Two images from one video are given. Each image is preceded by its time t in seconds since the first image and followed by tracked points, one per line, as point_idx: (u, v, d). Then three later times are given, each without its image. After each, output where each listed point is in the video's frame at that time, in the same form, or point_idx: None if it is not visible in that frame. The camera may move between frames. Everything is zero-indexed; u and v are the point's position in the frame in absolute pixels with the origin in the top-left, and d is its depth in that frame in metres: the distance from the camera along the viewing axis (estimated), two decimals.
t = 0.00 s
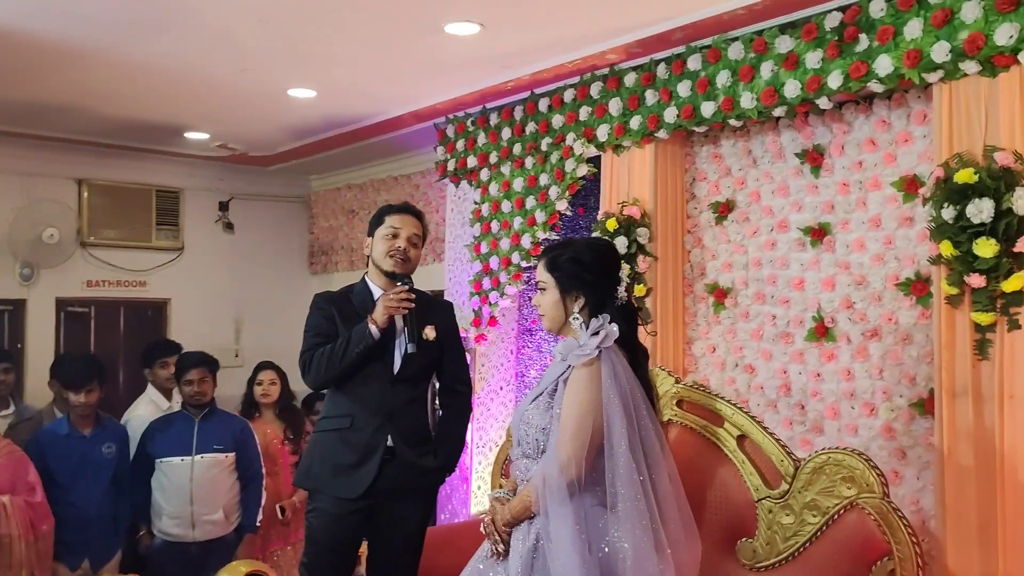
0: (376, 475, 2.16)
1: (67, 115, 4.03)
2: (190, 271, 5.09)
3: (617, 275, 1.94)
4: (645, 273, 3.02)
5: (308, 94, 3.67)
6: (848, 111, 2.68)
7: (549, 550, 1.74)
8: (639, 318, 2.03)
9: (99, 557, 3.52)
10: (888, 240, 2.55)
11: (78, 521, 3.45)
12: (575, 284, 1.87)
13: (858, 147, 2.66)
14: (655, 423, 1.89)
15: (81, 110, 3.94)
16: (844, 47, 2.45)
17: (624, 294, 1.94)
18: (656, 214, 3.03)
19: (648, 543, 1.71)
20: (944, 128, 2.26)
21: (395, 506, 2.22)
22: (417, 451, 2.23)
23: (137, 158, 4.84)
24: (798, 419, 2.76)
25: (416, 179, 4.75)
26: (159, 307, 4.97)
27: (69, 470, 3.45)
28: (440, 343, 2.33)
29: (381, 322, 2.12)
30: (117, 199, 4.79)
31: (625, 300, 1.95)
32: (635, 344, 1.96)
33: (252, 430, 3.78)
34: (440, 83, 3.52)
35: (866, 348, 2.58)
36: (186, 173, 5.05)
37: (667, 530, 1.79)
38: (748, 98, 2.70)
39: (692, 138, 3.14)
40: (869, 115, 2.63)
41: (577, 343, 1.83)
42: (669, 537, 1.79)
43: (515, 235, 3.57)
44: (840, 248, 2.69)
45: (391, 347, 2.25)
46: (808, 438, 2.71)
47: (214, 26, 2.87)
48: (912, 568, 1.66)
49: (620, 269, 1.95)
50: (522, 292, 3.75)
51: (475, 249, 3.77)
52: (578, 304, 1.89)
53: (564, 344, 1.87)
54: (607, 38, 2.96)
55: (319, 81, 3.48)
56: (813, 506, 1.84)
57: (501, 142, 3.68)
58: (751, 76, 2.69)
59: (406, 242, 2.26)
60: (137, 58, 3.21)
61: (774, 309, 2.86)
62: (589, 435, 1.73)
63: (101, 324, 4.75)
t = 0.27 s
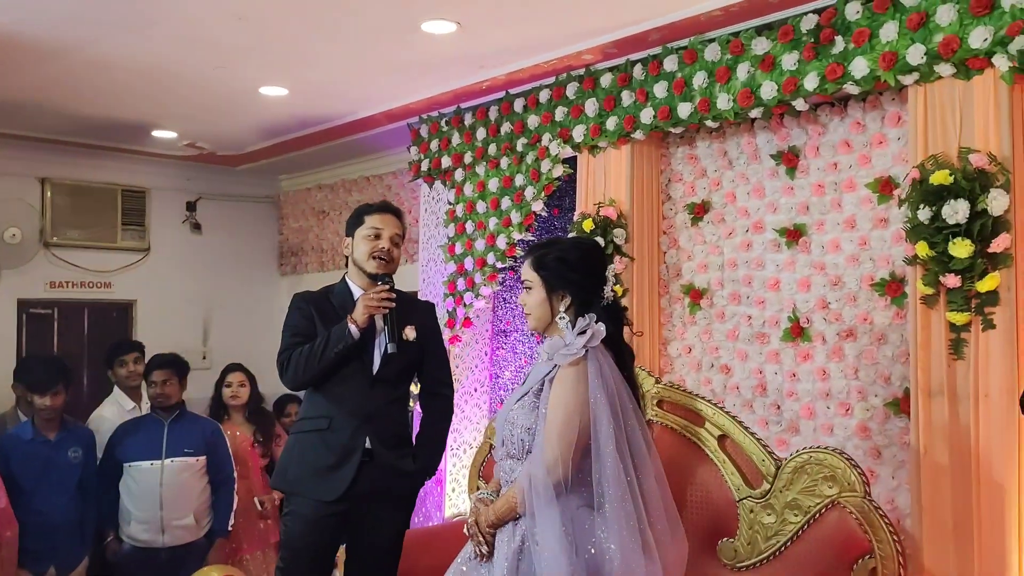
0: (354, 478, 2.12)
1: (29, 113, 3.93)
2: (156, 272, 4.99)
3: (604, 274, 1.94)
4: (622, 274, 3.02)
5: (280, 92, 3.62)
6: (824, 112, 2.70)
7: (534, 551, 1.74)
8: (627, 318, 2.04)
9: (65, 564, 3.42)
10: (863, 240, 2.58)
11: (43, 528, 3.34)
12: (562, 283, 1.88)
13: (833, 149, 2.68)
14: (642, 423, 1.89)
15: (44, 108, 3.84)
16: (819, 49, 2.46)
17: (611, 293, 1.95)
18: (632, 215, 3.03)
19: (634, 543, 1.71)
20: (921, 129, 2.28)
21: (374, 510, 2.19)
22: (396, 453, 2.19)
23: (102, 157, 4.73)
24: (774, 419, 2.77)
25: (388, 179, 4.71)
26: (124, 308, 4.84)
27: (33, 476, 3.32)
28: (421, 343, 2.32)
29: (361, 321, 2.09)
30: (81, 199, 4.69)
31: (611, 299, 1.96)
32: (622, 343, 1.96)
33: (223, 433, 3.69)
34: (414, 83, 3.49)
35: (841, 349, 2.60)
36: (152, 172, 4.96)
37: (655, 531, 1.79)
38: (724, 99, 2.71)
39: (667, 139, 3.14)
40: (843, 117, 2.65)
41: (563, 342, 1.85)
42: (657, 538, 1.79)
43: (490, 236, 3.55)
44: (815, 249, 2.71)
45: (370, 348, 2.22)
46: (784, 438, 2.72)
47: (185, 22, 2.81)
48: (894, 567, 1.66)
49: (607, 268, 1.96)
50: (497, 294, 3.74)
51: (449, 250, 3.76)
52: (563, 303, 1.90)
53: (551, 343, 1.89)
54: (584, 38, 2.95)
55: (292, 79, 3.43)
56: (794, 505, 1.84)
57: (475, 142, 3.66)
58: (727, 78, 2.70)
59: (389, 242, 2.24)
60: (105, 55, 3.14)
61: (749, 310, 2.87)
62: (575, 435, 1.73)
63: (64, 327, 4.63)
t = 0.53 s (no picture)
0: (344, 474, 2.10)
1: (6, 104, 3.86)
2: (136, 268, 4.92)
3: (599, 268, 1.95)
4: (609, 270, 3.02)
5: (264, 85, 3.58)
6: (812, 109, 2.71)
7: (529, 545, 1.75)
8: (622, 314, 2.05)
9: (45, 562, 3.35)
10: (851, 236, 2.59)
11: (21, 528, 3.25)
12: (556, 277, 1.89)
13: (820, 145, 2.69)
14: (637, 418, 1.90)
15: (21, 99, 3.77)
16: (808, 45, 2.48)
17: (606, 287, 1.96)
18: (619, 210, 3.03)
19: (629, 537, 1.72)
20: (908, 127, 2.30)
21: (364, 506, 2.17)
22: (387, 449, 2.17)
23: (80, 149, 4.66)
24: (761, 414, 2.78)
25: (372, 174, 4.68)
26: (103, 303, 4.79)
27: (12, 474, 3.22)
28: (412, 339, 2.30)
29: (355, 318, 2.06)
30: (59, 192, 4.62)
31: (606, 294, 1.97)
32: (616, 338, 1.97)
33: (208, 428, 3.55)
34: (400, 77, 3.47)
35: (829, 344, 2.61)
36: (131, 166, 4.89)
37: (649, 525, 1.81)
38: (712, 95, 2.71)
39: (655, 135, 3.14)
40: (831, 114, 2.66)
41: (558, 335, 1.87)
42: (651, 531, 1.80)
43: (477, 231, 3.53)
44: (802, 244, 2.71)
45: (362, 345, 2.19)
46: (770, 433, 2.73)
47: (169, 13, 2.77)
48: (885, 560, 1.67)
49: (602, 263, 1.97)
50: (482, 290, 3.74)
51: (434, 245, 3.74)
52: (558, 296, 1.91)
53: (545, 337, 1.90)
54: (572, 33, 2.94)
55: (277, 72, 3.40)
56: (786, 499, 1.85)
57: (461, 136, 3.64)
58: (716, 73, 2.70)
59: (382, 236, 2.20)
60: (86, 46, 3.09)
61: (736, 306, 2.87)
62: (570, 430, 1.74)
63: (42, 322, 4.57)
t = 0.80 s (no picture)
0: (342, 466, 2.09)
1: None
2: (128, 256, 4.88)
3: (602, 264, 1.95)
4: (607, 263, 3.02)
5: (261, 74, 3.55)
6: (812, 105, 2.71)
7: (530, 539, 1.74)
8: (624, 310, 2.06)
9: (37, 553, 3.28)
10: (850, 233, 2.59)
11: (13, 517, 3.22)
12: (559, 271, 1.90)
13: (821, 141, 2.69)
14: (638, 413, 1.90)
15: (14, 85, 3.73)
16: (811, 41, 2.47)
17: (609, 283, 1.96)
18: (618, 204, 3.02)
19: (630, 533, 1.72)
20: (909, 126, 2.30)
21: (361, 498, 2.16)
22: (385, 441, 2.17)
23: (72, 137, 4.62)
24: (758, 409, 2.78)
25: (367, 164, 4.66)
26: (94, 292, 4.79)
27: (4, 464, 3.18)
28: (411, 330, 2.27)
29: (355, 312, 2.03)
30: (51, 180, 4.57)
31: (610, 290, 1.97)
32: (618, 333, 1.96)
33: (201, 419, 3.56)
34: (398, 68, 3.45)
35: (827, 340, 2.61)
36: (124, 153, 4.85)
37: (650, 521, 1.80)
38: (714, 89, 2.70)
39: (654, 129, 3.13)
40: (832, 110, 2.66)
41: (561, 330, 1.85)
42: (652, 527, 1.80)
43: (474, 223, 3.52)
44: (801, 241, 2.72)
45: (360, 338, 2.17)
46: (767, 428, 2.74)
47: None
48: (885, 556, 1.68)
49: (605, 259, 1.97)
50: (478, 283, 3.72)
51: (431, 236, 3.73)
52: (561, 291, 1.91)
53: (547, 332, 1.90)
54: (573, 26, 2.93)
55: (274, 61, 3.37)
56: (786, 495, 1.85)
57: (459, 128, 3.62)
58: (718, 68, 2.69)
59: (380, 228, 2.18)
60: (82, 32, 3.05)
61: (735, 301, 2.88)
62: (572, 425, 1.74)
63: (34, 311, 4.59)
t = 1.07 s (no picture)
0: (344, 458, 2.11)
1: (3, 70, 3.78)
2: (132, 239, 4.86)
3: (617, 262, 1.95)
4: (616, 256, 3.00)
5: (270, 59, 3.52)
6: (828, 100, 2.68)
7: (540, 538, 1.75)
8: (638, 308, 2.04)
9: (40, 538, 3.33)
10: (863, 230, 2.57)
11: (18, 502, 3.25)
12: (572, 268, 1.89)
13: (835, 137, 2.66)
14: (650, 413, 1.90)
15: (20, 65, 3.69)
16: (829, 36, 2.45)
17: (623, 281, 1.95)
18: (629, 196, 3.01)
19: (642, 533, 1.72)
20: (929, 122, 2.30)
21: (364, 490, 2.18)
22: (388, 434, 2.18)
23: (77, 118, 4.58)
24: (766, 406, 2.77)
25: (374, 151, 4.63)
26: (98, 275, 4.75)
27: (8, 449, 3.19)
28: (417, 322, 2.28)
29: (362, 304, 2.01)
30: (55, 161, 4.54)
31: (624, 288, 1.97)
32: (631, 331, 1.95)
33: (205, 406, 3.56)
34: (408, 55, 3.41)
35: (837, 338, 2.60)
36: (128, 136, 4.82)
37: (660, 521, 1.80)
38: (728, 83, 2.68)
39: (666, 121, 3.10)
40: (847, 105, 2.64)
41: (574, 329, 1.85)
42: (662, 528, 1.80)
43: (482, 213, 3.51)
44: (814, 237, 2.69)
45: (367, 332, 2.18)
46: (775, 424, 2.73)
47: None
48: (898, 559, 1.68)
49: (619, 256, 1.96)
50: (485, 272, 3.67)
51: (438, 225, 3.71)
52: (574, 288, 1.90)
53: (561, 330, 1.89)
54: (587, 16, 2.89)
55: (283, 46, 3.34)
56: (798, 495, 1.88)
57: (469, 116, 3.60)
58: (733, 61, 2.66)
59: (392, 222, 2.18)
60: (90, 13, 3.02)
61: (744, 297, 2.86)
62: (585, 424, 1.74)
63: (36, 292, 4.53)
